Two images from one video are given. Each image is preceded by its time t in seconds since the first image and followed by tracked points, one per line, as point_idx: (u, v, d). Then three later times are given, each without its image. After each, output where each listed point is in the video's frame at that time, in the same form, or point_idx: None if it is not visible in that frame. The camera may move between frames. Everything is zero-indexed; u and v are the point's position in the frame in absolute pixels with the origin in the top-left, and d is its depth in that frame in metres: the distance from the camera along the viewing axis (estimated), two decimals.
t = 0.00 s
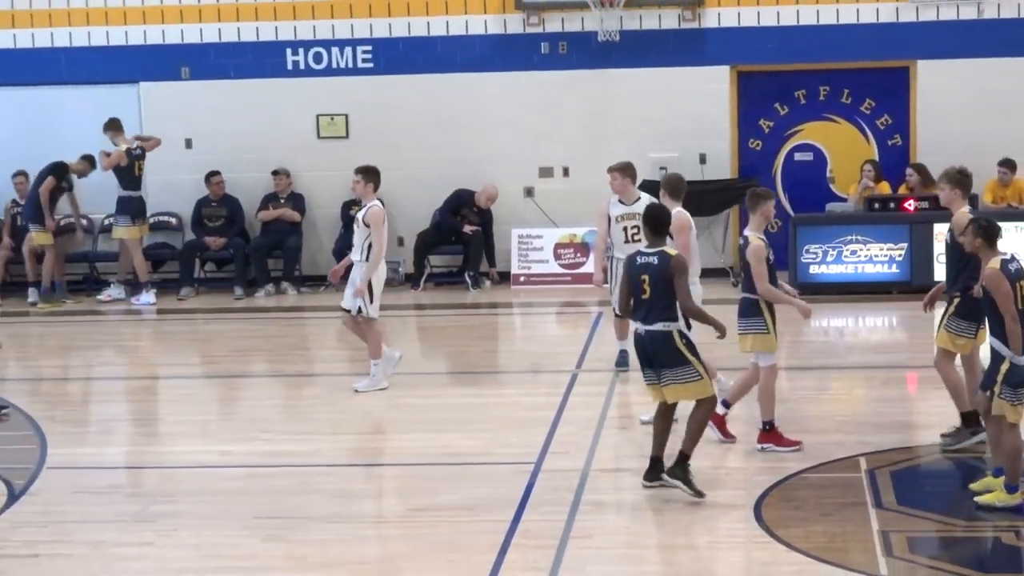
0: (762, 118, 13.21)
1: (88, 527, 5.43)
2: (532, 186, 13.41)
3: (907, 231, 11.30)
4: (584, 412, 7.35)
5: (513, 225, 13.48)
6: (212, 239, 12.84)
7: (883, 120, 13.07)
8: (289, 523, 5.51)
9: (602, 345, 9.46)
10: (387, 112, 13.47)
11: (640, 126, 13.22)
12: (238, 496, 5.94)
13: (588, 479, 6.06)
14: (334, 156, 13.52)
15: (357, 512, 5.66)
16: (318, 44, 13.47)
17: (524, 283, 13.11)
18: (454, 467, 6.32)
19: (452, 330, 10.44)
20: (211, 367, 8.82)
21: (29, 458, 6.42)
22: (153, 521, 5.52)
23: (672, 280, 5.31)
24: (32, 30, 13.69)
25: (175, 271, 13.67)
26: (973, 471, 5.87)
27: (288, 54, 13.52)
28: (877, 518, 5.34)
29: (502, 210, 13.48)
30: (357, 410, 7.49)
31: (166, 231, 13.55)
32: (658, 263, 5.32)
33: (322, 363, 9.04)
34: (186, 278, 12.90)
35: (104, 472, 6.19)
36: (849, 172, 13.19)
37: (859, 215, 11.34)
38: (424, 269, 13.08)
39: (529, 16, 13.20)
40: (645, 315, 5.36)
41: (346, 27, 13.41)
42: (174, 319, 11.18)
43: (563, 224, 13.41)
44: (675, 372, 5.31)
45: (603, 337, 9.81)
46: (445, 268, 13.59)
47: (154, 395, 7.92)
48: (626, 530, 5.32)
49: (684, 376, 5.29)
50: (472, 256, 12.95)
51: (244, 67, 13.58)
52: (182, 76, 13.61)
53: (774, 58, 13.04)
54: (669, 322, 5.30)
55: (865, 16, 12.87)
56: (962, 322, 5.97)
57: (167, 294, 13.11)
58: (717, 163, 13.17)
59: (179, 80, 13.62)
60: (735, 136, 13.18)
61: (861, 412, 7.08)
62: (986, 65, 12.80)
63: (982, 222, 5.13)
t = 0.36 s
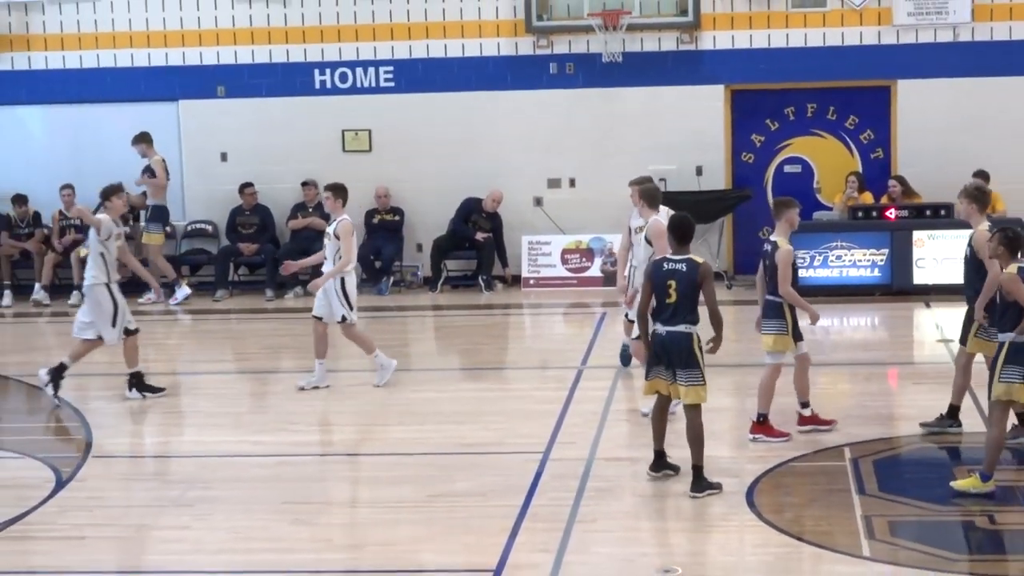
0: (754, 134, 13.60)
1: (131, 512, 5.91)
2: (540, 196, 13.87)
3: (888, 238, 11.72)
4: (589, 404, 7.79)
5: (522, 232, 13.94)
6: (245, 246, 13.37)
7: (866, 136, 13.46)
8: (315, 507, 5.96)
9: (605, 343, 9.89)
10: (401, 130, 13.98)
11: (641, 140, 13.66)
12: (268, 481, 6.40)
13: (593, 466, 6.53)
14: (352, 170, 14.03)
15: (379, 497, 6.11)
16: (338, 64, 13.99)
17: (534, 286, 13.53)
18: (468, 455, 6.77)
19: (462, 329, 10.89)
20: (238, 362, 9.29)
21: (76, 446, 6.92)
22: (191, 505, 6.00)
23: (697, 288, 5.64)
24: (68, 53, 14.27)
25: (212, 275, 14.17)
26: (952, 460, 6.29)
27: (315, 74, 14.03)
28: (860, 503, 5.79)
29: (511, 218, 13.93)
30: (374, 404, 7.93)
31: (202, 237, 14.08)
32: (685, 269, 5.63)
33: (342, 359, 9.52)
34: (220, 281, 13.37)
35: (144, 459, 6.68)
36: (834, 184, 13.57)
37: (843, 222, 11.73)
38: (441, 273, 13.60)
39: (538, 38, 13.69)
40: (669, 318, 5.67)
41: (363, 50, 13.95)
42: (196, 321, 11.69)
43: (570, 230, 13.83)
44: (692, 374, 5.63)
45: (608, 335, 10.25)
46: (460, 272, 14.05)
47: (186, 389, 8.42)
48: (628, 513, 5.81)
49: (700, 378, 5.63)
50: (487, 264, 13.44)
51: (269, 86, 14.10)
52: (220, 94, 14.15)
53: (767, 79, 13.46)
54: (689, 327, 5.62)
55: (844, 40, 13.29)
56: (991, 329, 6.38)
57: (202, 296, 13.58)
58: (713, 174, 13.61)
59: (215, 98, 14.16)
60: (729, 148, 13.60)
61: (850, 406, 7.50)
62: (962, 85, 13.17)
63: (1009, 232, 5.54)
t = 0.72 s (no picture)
0: (733, 147, 14.13)
1: (157, 497, 6.38)
2: (536, 204, 14.33)
3: (858, 243, 12.19)
4: (581, 397, 8.26)
5: (518, 238, 14.41)
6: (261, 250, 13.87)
7: (838, 149, 13.95)
8: (327, 493, 6.44)
9: (596, 340, 10.36)
10: (404, 141, 14.44)
11: (626, 155, 14.15)
12: (282, 469, 6.87)
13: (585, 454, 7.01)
14: (360, 182, 14.51)
15: (386, 483, 6.58)
16: (349, 83, 14.43)
17: (529, 288, 14.00)
18: (469, 444, 7.23)
19: (461, 328, 11.36)
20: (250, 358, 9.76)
21: (105, 436, 7.41)
22: (213, 491, 6.47)
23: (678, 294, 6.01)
24: (99, 72, 14.71)
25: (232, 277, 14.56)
26: (918, 449, 6.76)
27: (326, 91, 14.48)
28: (832, 488, 6.26)
29: (507, 224, 14.40)
30: (378, 396, 8.40)
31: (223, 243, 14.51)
32: (666, 277, 6.01)
33: (347, 356, 9.99)
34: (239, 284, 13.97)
35: (168, 448, 7.16)
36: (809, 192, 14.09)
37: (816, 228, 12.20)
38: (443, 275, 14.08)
39: (533, 58, 14.13)
40: (654, 323, 6.06)
41: (371, 70, 14.39)
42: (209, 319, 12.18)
43: (563, 236, 14.33)
44: (678, 375, 6.02)
45: (599, 334, 10.72)
46: (462, 275, 14.52)
47: (203, 382, 8.91)
48: (617, 497, 6.29)
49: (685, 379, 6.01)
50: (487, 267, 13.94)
51: (286, 103, 14.55)
52: (237, 110, 14.60)
53: (749, 96, 13.92)
54: (675, 331, 6.00)
55: (816, 60, 13.74)
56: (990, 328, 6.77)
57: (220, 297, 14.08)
58: (696, 185, 14.09)
59: (233, 114, 14.62)
60: (711, 160, 14.09)
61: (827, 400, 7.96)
62: (927, 101, 13.65)
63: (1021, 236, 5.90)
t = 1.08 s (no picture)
0: (718, 157, 14.71)
1: (182, 482, 6.88)
2: (534, 210, 14.89)
3: (835, 247, 12.77)
4: (576, 389, 8.75)
5: (516, 241, 14.96)
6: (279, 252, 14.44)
7: (814, 159, 14.56)
8: (340, 478, 6.92)
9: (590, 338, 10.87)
10: (412, 152, 14.98)
11: (617, 166, 14.71)
12: (298, 455, 7.36)
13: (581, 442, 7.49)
14: (370, 191, 15.06)
15: (395, 469, 7.06)
16: (361, 98, 14.96)
17: (528, 288, 14.58)
18: (472, 432, 7.72)
19: (464, 325, 11.86)
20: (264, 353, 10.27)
21: (134, 425, 7.90)
22: (234, 476, 6.96)
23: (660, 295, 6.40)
24: (129, 87, 15.23)
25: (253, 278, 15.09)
26: (890, 437, 7.26)
27: (340, 106, 15.00)
28: (810, 474, 6.74)
29: (506, 228, 14.95)
30: (386, 388, 8.89)
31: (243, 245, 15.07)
32: (648, 279, 6.41)
33: (356, 351, 10.51)
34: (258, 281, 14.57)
35: (191, 437, 7.65)
36: (786, 197, 14.70)
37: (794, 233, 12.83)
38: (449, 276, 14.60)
39: (532, 74, 14.65)
40: (639, 323, 6.47)
41: (381, 86, 14.91)
42: (223, 317, 12.68)
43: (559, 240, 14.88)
44: (661, 371, 6.40)
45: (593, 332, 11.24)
46: (465, 275, 15.00)
47: (221, 375, 9.41)
48: (611, 482, 6.77)
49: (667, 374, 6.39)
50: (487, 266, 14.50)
51: (303, 117, 15.08)
52: (258, 123, 15.12)
53: (734, 110, 14.49)
54: (658, 330, 6.39)
55: (795, 76, 14.33)
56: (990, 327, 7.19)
57: (241, 296, 14.66)
58: (683, 193, 14.69)
59: (253, 127, 15.14)
60: (697, 170, 14.68)
61: (808, 392, 8.44)
62: (901, 115, 14.26)
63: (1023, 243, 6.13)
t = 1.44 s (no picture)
0: (703, 164, 15.27)
1: (206, 468, 7.39)
2: (532, 215, 15.48)
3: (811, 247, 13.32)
4: (571, 383, 9.29)
5: (514, 243, 15.54)
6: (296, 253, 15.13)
7: (792, 167, 15.11)
8: (353, 464, 7.43)
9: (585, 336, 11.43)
10: (420, 160, 15.55)
11: (609, 173, 15.29)
12: (312, 442, 7.88)
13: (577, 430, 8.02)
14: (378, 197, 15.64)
15: (404, 455, 7.58)
16: (372, 109, 15.51)
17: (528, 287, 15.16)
18: (474, 421, 8.24)
19: (468, 320, 12.39)
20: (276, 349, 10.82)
21: (161, 414, 8.43)
22: (254, 462, 7.48)
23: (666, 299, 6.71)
24: (155, 100, 15.76)
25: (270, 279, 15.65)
26: (865, 426, 7.77)
27: (352, 117, 15.56)
28: (789, 460, 7.26)
29: (505, 230, 15.53)
30: (394, 380, 9.42)
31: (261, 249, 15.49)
32: (655, 284, 6.73)
33: (363, 345, 11.05)
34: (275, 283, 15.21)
35: (213, 426, 8.17)
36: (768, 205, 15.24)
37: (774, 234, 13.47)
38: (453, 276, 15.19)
39: (530, 88, 15.20)
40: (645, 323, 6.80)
41: (389, 99, 15.46)
42: (237, 314, 13.21)
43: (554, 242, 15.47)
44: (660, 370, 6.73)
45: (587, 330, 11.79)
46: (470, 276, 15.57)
47: (239, 366, 9.94)
48: (605, 468, 7.28)
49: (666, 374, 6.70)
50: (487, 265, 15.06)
51: (317, 126, 15.63)
52: (275, 134, 15.68)
53: (719, 120, 15.04)
54: (661, 332, 6.71)
55: (774, 89, 14.89)
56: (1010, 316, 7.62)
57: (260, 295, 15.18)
58: (671, 198, 15.28)
59: (270, 137, 15.70)
60: (684, 177, 15.25)
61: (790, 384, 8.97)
62: (882, 124, 14.81)
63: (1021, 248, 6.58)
